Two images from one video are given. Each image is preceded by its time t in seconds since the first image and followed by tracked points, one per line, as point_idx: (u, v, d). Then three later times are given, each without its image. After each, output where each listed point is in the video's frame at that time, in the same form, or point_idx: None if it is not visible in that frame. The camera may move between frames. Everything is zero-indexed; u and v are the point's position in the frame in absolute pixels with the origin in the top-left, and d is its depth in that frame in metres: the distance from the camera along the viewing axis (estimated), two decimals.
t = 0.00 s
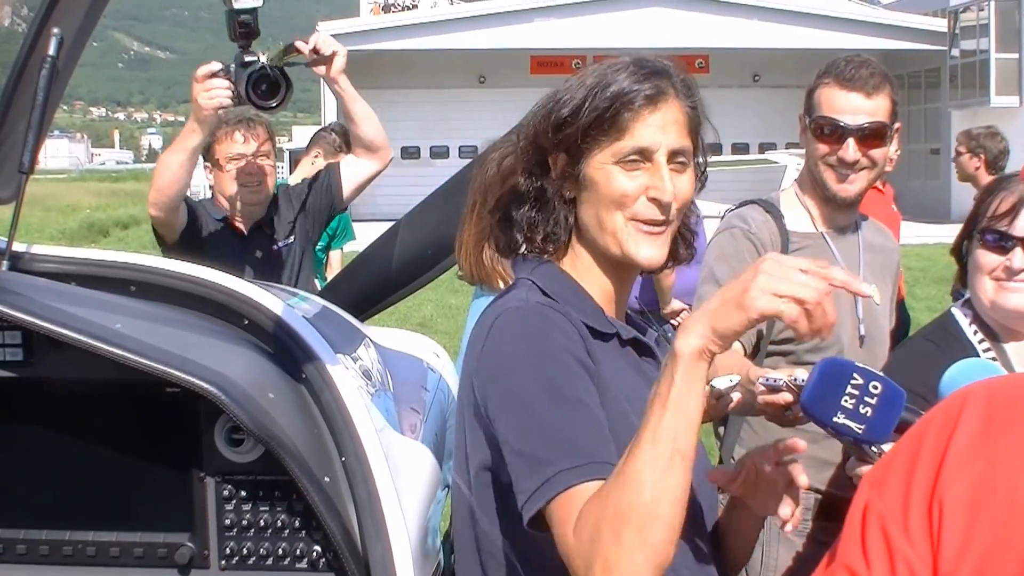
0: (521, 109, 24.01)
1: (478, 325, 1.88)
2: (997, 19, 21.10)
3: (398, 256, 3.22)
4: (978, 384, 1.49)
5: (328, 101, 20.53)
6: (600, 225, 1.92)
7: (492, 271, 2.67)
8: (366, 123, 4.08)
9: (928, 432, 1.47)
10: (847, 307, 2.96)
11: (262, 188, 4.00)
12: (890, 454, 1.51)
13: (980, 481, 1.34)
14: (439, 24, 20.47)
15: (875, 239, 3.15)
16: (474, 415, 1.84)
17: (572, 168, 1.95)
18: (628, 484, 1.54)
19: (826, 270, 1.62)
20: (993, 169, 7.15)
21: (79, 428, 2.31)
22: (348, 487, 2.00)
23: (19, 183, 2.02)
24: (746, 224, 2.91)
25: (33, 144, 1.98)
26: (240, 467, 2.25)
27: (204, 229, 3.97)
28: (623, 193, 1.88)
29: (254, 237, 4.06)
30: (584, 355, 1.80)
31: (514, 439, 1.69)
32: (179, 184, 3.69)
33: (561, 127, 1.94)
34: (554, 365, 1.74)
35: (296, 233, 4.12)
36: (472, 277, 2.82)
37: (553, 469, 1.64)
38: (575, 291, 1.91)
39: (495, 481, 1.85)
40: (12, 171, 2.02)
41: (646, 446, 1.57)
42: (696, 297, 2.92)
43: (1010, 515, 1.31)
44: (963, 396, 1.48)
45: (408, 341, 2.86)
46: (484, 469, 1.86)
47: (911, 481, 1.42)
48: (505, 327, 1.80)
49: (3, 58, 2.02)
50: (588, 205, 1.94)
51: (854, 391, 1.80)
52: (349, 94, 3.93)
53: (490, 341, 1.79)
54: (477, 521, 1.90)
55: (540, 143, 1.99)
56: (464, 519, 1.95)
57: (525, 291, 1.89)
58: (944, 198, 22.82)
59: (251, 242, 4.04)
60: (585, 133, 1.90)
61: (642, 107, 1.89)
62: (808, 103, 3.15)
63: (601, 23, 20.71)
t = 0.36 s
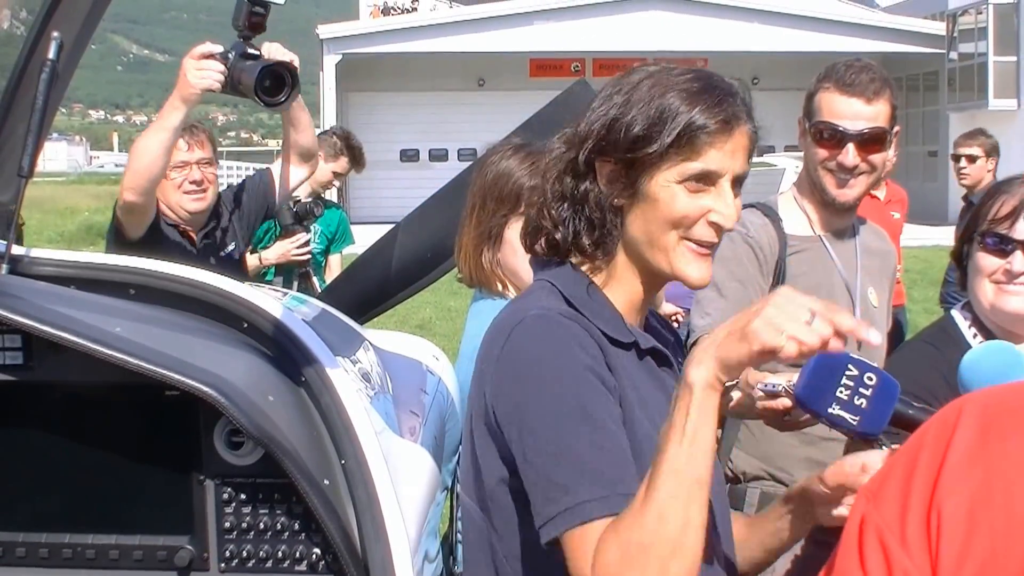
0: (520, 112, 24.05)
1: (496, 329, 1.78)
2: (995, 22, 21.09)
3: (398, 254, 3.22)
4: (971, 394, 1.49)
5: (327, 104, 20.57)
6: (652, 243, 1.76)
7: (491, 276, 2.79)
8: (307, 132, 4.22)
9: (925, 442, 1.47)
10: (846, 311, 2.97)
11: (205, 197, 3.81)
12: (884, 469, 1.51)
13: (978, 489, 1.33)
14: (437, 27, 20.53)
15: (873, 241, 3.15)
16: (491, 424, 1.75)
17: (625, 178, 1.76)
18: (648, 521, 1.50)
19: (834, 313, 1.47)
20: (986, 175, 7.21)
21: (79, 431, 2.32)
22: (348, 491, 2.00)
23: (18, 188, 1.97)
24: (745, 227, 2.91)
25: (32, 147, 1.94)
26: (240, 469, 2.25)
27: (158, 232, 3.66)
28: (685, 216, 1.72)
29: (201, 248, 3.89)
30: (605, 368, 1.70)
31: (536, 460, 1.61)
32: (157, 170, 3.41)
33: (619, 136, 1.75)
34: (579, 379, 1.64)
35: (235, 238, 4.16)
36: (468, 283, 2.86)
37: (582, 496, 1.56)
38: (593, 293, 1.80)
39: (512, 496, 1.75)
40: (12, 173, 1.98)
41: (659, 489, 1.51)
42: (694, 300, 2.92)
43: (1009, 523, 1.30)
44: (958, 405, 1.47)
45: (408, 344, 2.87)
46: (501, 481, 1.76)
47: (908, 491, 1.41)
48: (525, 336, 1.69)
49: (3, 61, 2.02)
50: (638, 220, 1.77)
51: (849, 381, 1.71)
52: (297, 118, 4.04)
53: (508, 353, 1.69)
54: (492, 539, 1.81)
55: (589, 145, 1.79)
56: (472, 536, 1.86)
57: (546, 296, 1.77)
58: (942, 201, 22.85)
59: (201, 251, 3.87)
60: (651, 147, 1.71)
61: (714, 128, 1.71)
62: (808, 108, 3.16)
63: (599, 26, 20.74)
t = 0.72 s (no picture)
0: (519, 115, 24.08)
1: (530, 337, 1.72)
2: (994, 25, 21.07)
3: (398, 256, 3.22)
4: (965, 395, 1.51)
5: (327, 107, 20.57)
6: (725, 237, 1.74)
7: (491, 280, 2.80)
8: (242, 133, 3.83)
9: (917, 444, 1.49)
10: (845, 315, 2.97)
11: (139, 198, 3.60)
12: (878, 469, 1.54)
13: (971, 490, 1.35)
14: (437, 30, 20.52)
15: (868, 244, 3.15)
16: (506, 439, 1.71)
17: (687, 176, 1.70)
18: None
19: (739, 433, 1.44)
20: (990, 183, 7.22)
21: (78, 434, 2.32)
22: (347, 493, 2.01)
23: (18, 191, 1.96)
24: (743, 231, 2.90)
25: (31, 150, 1.93)
26: (239, 472, 2.26)
27: (92, 234, 3.36)
28: (750, 203, 1.74)
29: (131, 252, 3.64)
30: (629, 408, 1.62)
31: (525, 496, 1.57)
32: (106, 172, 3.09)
33: (677, 132, 1.69)
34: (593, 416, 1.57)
35: (162, 242, 3.80)
36: (469, 287, 2.88)
37: (545, 540, 1.53)
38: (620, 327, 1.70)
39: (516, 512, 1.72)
40: (12, 177, 1.97)
41: None
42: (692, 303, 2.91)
43: (1002, 524, 1.32)
44: (952, 407, 1.50)
45: (407, 347, 2.87)
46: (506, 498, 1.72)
47: (902, 492, 1.44)
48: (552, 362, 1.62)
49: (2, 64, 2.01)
50: (707, 216, 1.72)
51: (852, 380, 1.79)
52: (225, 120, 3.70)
53: (528, 380, 1.63)
54: (502, 559, 1.77)
55: (639, 147, 1.70)
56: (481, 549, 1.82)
57: (583, 320, 1.68)
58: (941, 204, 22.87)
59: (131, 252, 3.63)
60: (714, 142, 1.69)
61: (759, 116, 1.75)
62: (805, 112, 3.17)
63: (598, 29, 20.75)
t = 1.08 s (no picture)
0: (519, 118, 24.08)
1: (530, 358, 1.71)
2: (993, 30, 20.92)
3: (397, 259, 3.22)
4: (960, 392, 1.51)
5: (326, 110, 20.58)
6: (710, 233, 1.77)
7: (490, 283, 2.81)
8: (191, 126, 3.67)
9: (913, 440, 1.49)
10: (844, 318, 2.97)
11: (99, 199, 3.53)
12: (872, 465, 1.54)
13: (967, 488, 1.36)
14: (437, 33, 20.55)
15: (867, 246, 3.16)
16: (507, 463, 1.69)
17: (675, 176, 1.72)
18: None
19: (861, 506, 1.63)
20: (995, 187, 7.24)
21: (79, 437, 2.32)
22: (348, 497, 2.01)
23: (19, 194, 1.96)
24: (741, 235, 2.91)
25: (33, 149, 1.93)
26: (239, 475, 2.24)
27: (55, 238, 3.18)
28: (727, 198, 1.79)
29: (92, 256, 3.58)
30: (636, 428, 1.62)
31: (538, 518, 1.58)
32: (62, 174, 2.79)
33: (664, 133, 1.71)
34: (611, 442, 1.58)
35: (125, 244, 3.75)
36: (468, 289, 2.88)
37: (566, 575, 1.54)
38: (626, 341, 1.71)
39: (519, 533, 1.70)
40: (11, 181, 1.97)
41: None
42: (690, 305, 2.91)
43: (998, 522, 1.33)
44: (947, 403, 1.50)
45: (406, 350, 2.87)
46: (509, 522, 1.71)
47: (898, 490, 1.44)
48: (564, 385, 1.61)
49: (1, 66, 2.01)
50: (693, 211, 1.76)
51: (855, 406, 1.97)
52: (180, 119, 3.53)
53: (536, 400, 1.62)
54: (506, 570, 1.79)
55: (627, 153, 1.71)
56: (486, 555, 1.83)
57: (589, 338, 1.68)
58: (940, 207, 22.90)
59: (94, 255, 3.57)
60: (699, 140, 1.72)
61: (730, 111, 1.78)
62: (805, 115, 3.17)
63: (597, 33, 20.75)
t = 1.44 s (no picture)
0: (518, 121, 24.07)
1: (511, 377, 1.72)
2: (992, 33, 20.67)
3: (398, 262, 3.21)
4: (958, 400, 1.51)
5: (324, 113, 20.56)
6: (694, 246, 1.78)
7: (490, 286, 2.80)
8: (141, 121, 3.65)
9: (914, 447, 1.49)
10: (842, 320, 2.97)
11: (63, 204, 3.46)
12: (873, 473, 1.54)
13: (966, 494, 1.37)
14: (435, 36, 20.55)
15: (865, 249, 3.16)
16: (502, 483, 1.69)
17: (663, 188, 1.72)
18: None
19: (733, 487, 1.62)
20: (988, 188, 7.24)
21: (79, 440, 2.32)
22: (347, 501, 2.01)
23: (18, 199, 1.97)
24: (739, 237, 2.91)
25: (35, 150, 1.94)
26: (239, 479, 2.25)
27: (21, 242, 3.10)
28: (713, 212, 1.80)
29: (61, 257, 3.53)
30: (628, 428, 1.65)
31: (547, 524, 1.58)
32: None
33: (657, 145, 1.71)
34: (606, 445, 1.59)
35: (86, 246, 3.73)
36: (467, 294, 2.87)
37: None
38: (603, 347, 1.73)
39: (523, 547, 1.69)
40: (11, 185, 1.97)
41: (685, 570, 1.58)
42: (689, 308, 2.91)
43: (999, 528, 1.33)
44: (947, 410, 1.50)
45: (405, 353, 2.88)
46: (510, 540, 1.70)
47: (897, 500, 1.44)
48: (552, 393, 1.63)
49: None
50: (678, 227, 1.75)
51: (864, 409, 2.14)
52: (139, 116, 3.42)
53: (525, 413, 1.64)
54: None
55: (617, 161, 1.71)
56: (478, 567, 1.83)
57: (568, 351, 1.70)
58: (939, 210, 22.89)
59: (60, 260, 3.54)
60: (690, 152, 1.72)
61: (718, 125, 1.79)
62: (803, 118, 3.18)
63: (595, 36, 20.72)
